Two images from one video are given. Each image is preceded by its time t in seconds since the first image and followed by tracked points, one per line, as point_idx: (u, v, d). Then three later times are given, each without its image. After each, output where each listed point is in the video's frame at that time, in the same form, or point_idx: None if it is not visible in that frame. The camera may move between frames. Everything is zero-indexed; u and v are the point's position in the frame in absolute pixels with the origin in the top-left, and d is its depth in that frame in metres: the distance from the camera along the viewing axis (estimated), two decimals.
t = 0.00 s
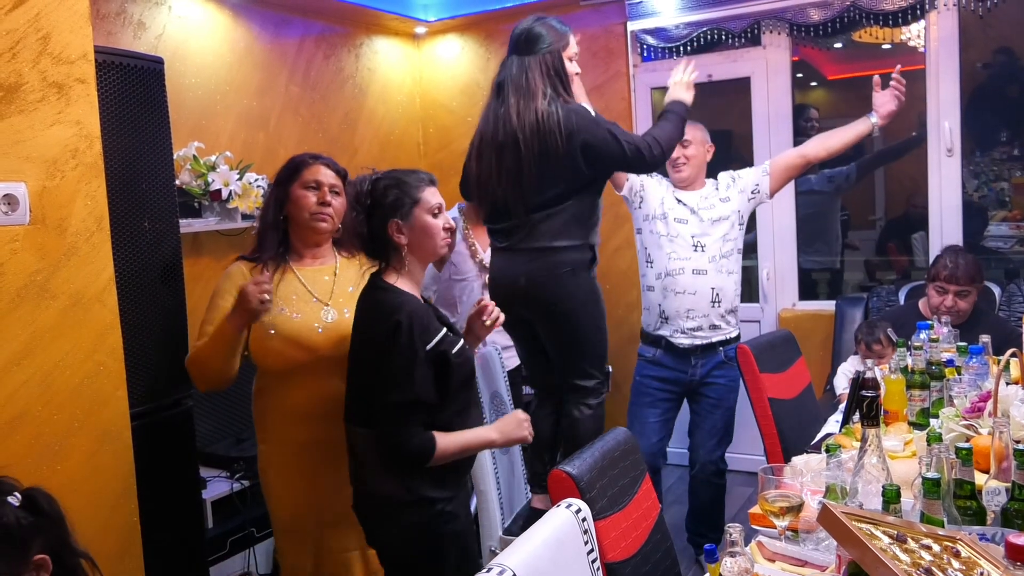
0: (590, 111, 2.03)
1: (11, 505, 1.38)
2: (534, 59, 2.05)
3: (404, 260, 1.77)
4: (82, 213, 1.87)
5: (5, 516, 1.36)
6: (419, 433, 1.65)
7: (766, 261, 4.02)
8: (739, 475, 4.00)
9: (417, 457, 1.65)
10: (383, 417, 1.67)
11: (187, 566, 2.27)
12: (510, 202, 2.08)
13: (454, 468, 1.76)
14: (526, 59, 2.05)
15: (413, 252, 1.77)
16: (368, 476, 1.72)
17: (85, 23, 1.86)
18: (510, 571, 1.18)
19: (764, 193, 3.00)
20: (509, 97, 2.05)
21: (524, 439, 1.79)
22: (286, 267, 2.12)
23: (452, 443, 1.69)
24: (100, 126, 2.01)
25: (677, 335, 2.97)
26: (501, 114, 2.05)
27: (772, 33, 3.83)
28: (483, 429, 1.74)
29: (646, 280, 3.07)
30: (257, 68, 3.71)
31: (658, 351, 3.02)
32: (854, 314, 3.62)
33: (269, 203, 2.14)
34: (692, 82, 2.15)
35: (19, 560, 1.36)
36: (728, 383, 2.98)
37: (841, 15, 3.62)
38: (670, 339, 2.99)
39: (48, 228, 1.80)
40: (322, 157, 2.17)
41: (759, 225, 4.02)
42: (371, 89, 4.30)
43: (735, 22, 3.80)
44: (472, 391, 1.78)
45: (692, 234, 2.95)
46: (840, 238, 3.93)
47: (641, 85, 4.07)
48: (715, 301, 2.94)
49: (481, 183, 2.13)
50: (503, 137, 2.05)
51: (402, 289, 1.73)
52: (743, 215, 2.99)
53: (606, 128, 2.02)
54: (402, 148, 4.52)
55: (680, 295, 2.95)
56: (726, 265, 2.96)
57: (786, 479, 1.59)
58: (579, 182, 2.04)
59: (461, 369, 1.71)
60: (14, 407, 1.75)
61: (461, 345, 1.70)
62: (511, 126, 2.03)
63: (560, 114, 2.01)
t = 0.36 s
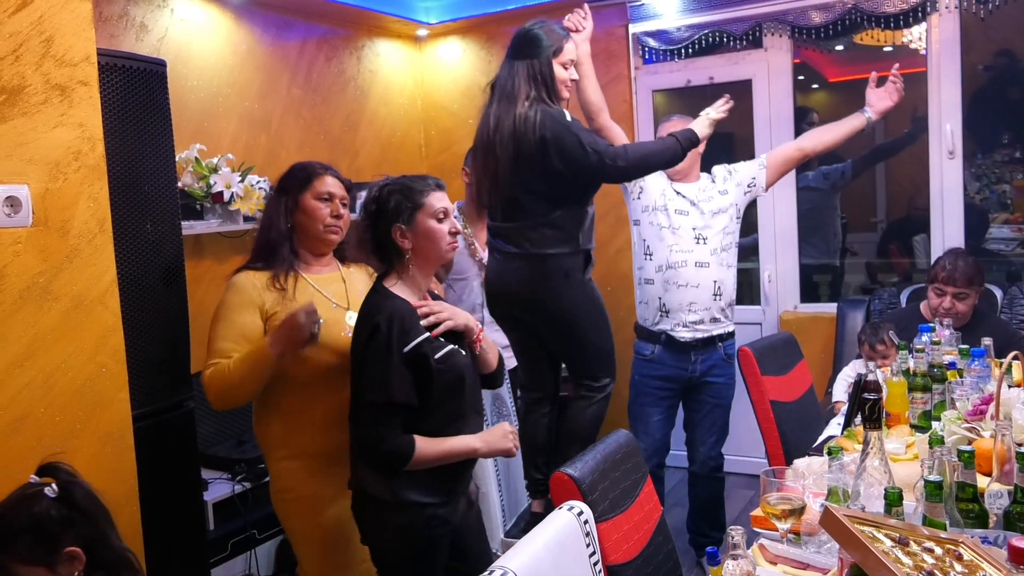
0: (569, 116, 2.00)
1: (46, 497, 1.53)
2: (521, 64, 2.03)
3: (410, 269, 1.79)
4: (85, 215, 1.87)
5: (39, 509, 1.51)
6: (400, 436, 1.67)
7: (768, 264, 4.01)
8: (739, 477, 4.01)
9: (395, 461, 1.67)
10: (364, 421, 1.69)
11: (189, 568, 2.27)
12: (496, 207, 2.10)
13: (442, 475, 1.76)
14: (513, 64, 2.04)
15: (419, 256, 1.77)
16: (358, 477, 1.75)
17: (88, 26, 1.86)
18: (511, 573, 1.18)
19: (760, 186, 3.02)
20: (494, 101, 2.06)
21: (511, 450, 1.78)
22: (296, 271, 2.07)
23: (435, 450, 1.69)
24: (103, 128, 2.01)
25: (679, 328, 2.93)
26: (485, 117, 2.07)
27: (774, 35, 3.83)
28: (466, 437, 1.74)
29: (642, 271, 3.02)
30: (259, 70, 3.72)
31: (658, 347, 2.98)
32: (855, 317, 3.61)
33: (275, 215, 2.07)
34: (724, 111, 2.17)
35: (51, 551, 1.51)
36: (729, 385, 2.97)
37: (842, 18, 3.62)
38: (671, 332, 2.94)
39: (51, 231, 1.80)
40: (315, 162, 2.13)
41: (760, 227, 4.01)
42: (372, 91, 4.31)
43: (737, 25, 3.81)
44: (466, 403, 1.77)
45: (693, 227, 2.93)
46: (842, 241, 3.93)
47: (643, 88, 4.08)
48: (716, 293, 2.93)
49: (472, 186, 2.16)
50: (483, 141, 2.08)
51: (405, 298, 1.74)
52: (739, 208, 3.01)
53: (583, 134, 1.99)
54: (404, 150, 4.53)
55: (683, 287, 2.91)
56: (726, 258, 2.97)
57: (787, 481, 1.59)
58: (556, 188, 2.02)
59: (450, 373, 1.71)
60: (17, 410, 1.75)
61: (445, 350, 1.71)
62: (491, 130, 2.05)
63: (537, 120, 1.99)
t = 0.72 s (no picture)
0: (552, 136, 2.02)
1: (101, 487, 1.52)
2: (522, 78, 2.06)
3: (426, 273, 1.78)
4: (86, 217, 1.87)
5: (95, 498, 1.50)
6: (453, 435, 1.69)
7: (769, 266, 4.01)
8: (740, 479, 4.01)
9: (452, 461, 1.68)
10: (412, 430, 1.71)
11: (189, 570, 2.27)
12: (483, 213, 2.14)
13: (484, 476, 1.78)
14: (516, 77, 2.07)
15: (439, 261, 1.77)
16: (405, 488, 1.76)
17: (89, 28, 1.87)
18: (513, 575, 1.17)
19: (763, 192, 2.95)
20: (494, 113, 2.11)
21: (544, 438, 1.85)
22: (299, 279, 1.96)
23: (486, 446, 1.73)
24: (104, 130, 2.01)
25: (675, 336, 2.95)
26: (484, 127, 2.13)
27: (775, 37, 3.83)
28: (509, 430, 1.79)
29: (643, 279, 3.06)
30: (260, 72, 3.72)
31: (657, 353, 3.00)
32: (857, 319, 3.63)
33: (273, 223, 1.99)
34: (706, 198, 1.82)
35: (101, 540, 1.49)
36: (731, 387, 2.97)
37: (842, 20, 3.62)
38: (669, 339, 2.97)
39: (52, 233, 1.80)
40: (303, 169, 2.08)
41: (761, 229, 4.01)
42: (374, 93, 4.32)
43: (738, 27, 3.76)
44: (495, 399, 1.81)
45: (687, 235, 2.92)
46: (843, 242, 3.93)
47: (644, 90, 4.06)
48: (710, 301, 2.92)
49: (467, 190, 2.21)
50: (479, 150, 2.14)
51: (421, 301, 1.73)
52: (740, 217, 2.96)
53: (557, 156, 2.01)
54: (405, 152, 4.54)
55: (678, 294, 2.93)
56: (723, 266, 2.94)
57: (788, 483, 1.59)
58: (530, 203, 2.04)
59: (483, 368, 1.75)
60: (18, 412, 1.75)
61: (470, 345, 1.72)
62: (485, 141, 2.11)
63: (524, 135, 2.03)
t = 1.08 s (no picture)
0: (566, 117, 1.97)
1: (161, 479, 1.72)
2: (531, 66, 2.05)
3: (423, 266, 1.78)
4: (83, 219, 1.87)
5: (155, 489, 1.71)
6: (458, 425, 1.67)
7: (767, 267, 4.02)
8: (738, 480, 4.01)
9: (458, 451, 1.66)
10: (415, 424, 1.69)
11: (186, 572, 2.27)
12: (494, 205, 2.10)
13: (490, 463, 1.77)
14: (523, 66, 2.06)
15: (427, 254, 1.77)
16: (412, 481, 1.75)
17: (87, 30, 1.87)
18: None
19: (755, 194, 2.91)
20: (504, 102, 2.07)
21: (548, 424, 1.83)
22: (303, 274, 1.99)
23: (490, 434, 1.70)
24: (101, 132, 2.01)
25: (658, 329, 2.97)
26: (494, 117, 2.09)
27: (772, 39, 3.83)
28: (512, 417, 1.76)
29: (641, 274, 3.12)
30: (258, 74, 3.72)
31: (642, 345, 3.04)
32: (855, 320, 3.63)
33: (278, 218, 2.01)
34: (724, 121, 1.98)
35: (155, 531, 1.69)
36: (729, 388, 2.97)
37: (840, 22, 3.62)
38: (652, 332, 3.00)
39: (49, 235, 1.80)
40: (294, 166, 2.12)
41: (759, 229, 4.02)
42: (372, 95, 4.32)
43: (736, 28, 3.82)
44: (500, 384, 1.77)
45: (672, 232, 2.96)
46: (842, 244, 3.93)
47: (642, 92, 4.07)
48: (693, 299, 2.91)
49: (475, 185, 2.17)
50: (489, 141, 2.08)
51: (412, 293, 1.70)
52: (732, 217, 2.94)
53: (574, 136, 1.95)
54: (403, 153, 4.53)
55: (661, 289, 2.96)
56: (708, 265, 2.92)
57: (786, 484, 1.60)
58: (544, 188, 2.00)
59: (484, 358, 1.71)
60: (15, 414, 1.75)
61: (470, 335, 1.69)
62: (497, 130, 2.06)
63: (537, 118, 1.99)
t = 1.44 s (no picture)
0: (574, 129, 1.98)
1: (196, 472, 1.79)
2: (528, 73, 2.05)
3: (408, 278, 1.56)
4: (82, 219, 1.87)
5: (191, 480, 1.77)
6: (427, 448, 1.45)
7: (765, 269, 4.02)
8: (736, 482, 4.00)
9: (425, 476, 1.45)
10: (381, 448, 1.48)
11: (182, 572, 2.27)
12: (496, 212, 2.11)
13: (475, 490, 1.55)
14: (523, 73, 2.05)
15: (411, 268, 1.55)
16: (387, 507, 1.55)
17: (85, 31, 1.87)
18: None
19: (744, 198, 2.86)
20: (504, 109, 2.05)
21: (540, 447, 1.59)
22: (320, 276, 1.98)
23: (464, 458, 1.47)
24: (100, 132, 2.01)
25: (638, 329, 3.01)
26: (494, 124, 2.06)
27: (771, 41, 3.83)
28: (494, 438, 1.53)
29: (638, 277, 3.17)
30: (257, 75, 3.72)
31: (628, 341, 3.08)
32: (853, 322, 3.63)
33: (298, 217, 2.00)
34: (714, 108, 1.93)
35: (186, 525, 1.73)
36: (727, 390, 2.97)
37: (839, 24, 3.63)
38: (636, 331, 3.04)
39: (47, 236, 1.80)
40: (298, 167, 2.10)
41: (758, 231, 4.02)
42: (370, 96, 4.32)
43: (735, 30, 3.81)
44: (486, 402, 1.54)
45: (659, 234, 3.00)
46: (840, 246, 3.93)
47: (641, 93, 4.09)
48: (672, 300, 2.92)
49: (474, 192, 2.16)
50: (492, 149, 2.06)
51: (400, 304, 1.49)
52: (720, 220, 2.90)
53: (585, 150, 1.96)
54: (402, 154, 4.53)
55: (644, 290, 3.00)
56: (691, 267, 2.91)
57: (784, 485, 1.63)
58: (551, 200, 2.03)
59: (462, 376, 1.49)
60: (14, 414, 1.74)
61: (443, 349, 1.47)
62: (501, 139, 2.04)
63: (545, 129, 1.98)
